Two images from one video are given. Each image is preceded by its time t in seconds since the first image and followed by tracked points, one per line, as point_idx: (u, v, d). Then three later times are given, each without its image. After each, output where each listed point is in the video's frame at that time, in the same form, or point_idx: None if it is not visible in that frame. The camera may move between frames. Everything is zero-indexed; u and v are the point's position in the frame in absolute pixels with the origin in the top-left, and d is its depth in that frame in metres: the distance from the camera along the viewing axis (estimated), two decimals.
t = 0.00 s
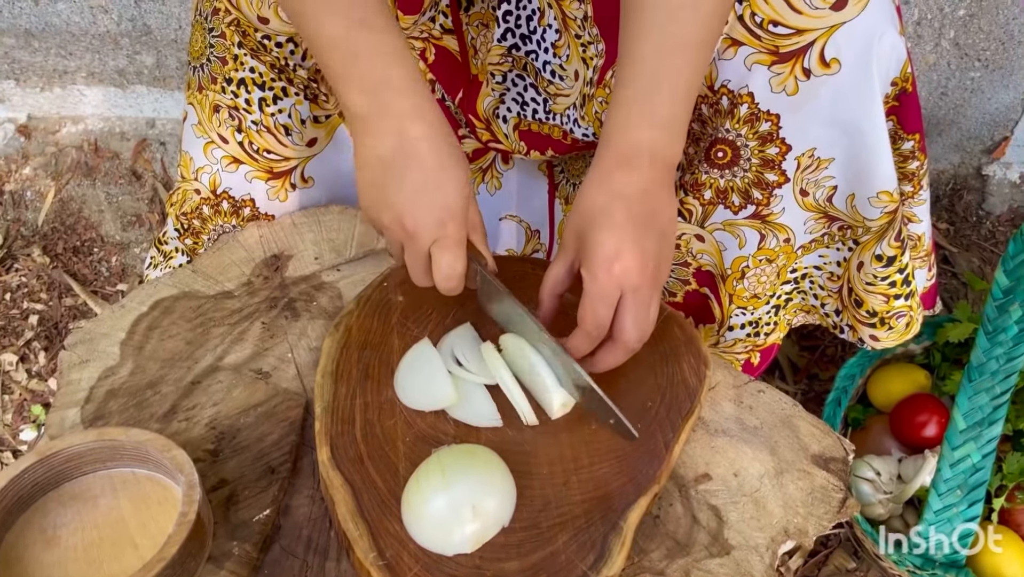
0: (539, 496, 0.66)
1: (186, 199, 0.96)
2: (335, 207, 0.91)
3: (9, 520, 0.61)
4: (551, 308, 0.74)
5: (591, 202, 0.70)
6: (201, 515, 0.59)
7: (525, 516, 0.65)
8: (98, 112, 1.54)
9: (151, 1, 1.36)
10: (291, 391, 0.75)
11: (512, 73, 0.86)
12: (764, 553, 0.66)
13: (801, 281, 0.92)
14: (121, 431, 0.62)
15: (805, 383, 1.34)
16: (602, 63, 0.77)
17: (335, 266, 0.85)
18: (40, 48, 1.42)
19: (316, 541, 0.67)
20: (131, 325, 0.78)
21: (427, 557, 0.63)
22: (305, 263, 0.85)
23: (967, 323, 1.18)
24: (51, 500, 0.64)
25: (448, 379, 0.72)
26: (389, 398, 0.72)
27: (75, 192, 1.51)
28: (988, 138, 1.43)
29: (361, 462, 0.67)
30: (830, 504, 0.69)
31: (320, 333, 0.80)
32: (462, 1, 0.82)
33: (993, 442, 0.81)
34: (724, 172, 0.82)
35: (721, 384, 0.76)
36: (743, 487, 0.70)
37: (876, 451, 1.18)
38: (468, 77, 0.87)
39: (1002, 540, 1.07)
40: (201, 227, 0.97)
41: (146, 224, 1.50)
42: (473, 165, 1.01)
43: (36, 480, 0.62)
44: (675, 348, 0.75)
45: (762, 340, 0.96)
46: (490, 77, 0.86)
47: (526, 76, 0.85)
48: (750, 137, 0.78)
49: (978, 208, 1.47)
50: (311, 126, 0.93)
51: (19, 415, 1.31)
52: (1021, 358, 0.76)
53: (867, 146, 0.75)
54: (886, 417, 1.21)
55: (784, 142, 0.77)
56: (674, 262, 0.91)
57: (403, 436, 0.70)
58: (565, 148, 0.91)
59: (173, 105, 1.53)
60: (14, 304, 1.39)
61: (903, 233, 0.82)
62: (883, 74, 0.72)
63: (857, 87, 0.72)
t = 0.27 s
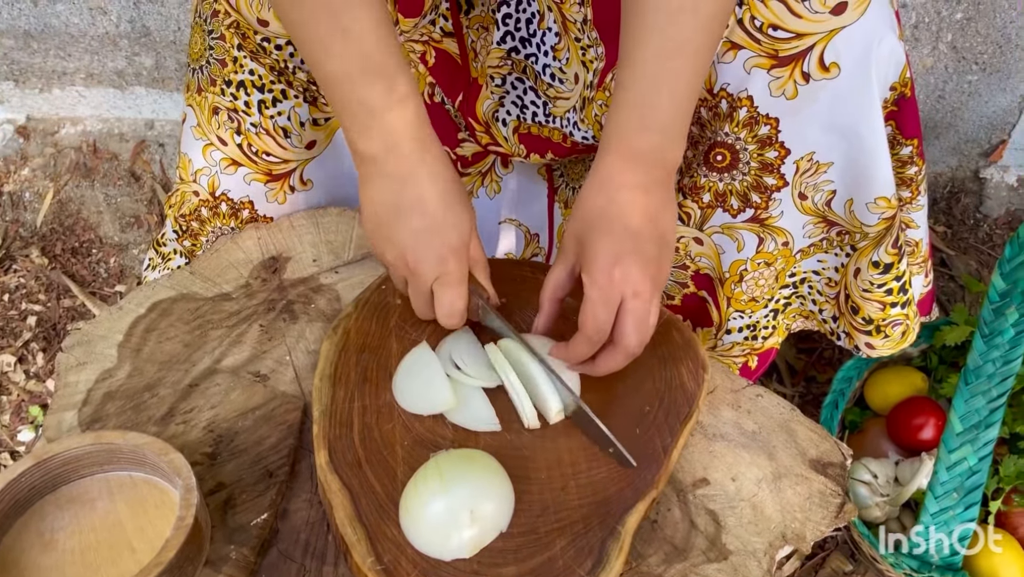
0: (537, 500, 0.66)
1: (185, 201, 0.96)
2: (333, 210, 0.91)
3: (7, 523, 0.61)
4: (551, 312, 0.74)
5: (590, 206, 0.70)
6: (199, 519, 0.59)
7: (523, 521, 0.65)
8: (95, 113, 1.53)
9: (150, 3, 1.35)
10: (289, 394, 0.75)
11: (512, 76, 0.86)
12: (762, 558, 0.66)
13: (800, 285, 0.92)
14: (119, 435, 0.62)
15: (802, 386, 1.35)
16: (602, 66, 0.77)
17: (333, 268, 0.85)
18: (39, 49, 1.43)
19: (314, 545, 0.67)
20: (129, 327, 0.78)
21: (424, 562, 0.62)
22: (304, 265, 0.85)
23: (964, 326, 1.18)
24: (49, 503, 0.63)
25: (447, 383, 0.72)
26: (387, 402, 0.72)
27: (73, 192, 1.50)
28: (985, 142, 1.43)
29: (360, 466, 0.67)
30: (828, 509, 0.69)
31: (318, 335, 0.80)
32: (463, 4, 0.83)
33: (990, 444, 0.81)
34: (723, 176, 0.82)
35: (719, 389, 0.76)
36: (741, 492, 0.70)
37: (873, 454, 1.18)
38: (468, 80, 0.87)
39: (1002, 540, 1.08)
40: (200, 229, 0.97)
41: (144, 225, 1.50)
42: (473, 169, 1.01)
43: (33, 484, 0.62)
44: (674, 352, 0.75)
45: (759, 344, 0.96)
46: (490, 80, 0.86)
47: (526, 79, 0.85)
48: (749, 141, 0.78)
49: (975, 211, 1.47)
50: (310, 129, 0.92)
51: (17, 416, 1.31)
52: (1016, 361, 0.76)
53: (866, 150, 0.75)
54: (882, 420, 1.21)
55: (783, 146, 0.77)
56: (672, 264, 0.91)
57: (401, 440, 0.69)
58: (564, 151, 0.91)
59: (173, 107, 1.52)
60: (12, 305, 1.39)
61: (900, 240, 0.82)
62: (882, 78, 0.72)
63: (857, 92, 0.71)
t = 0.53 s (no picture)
0: (535, 498, 0.67)
1: (184, 200, 0.96)
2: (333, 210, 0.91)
3: (5, 520, 0.61)
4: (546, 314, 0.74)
5: (587, 205, 0.70)
6: (197, 515, 0.59)
7: (521, 518, 0.65)
8: (95, 114, 1.54)
9: (150, 4, 1.35)
10: (288, 393, 0.75)
11: (507, 75, 0.86)
12: (759, 556, 0.66)
13: (795, 285, 0.92)
14: (117, 432, 0.62)
15: (802, 387, 1.35)
16: (594, 66, 0.77)
17: (332, 268, 0.86)
18: (39, 50, 1.43)
19: (312, 543, 0.67)
20: (128, 326, 0.78)
21: (422, 558, 0.63)
22: (302, 265, 0.86)
23: (963, 327, 1.18)
24: (48, 500, 0.64)
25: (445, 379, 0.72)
26: (385, 400, 0.72)
27: (74, 193, 1.51)
28: (984, 143, 1.43)
29: (358, 463, 0.67)
30: (825, 507, 0.69)
31: (317, 335, 0.80)
32: (458, 3, 0.83)
33: (990, 445, 0.79)
34: (716, 176, 0.82)
35: (717, 388, 0.76)
36: (738, 490, 0.70)
37: (873, 455, 1.18)
38: (464, 78, 0.89)
39: (1002, 540, 1.08)
40: (199, 228, 0.97)
41: (145, 226, 1.50)
42: (468, 166, 1.01)
43: (32, 480, 0.62)
44: (671, 351, 0.76)
45: (755, 344, 0.96)
46: (485, 79, 0.87)
47: (521, 78, 0.85)
48: (741, 141, 0.78)
49: (975, 213, 1.47)
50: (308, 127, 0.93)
51: (17, 416, 1.31)
52: (1016, 362, 0.74)
53: (858, 149, 0.75)
54: (882, 421, 1.21)
55: (775, 147, 0.78)
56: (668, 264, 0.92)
57: (399, 437, 0.70)
58: (558, 151, 0.91)
59: (171, 107, 1.53)
60: (12, 305, 1.39)
61: (893, 239, 0.83)
62: (873, 77, 0.72)
63: (847, 92, 0.72)
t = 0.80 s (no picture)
0: (535, 499, 0.67)
1: (185, 201, 0.96)
2: (333, 211, 0.91)
3: (7, 520, 0.61)
4: (548, 313, 0.75)
5: (587, 207, 0.70)
6: (198, 516, 0.59)
7: (522, 519, 0.66)
8: (97, 115, 1.55)
9: (151, 6, 1.35)
10: (289, 394, 0.75)
11: (508, 78, 0.86)
12: (759, 557, 0.66)
13: (792, 286, 0.92)
14: (118, 432, 0.63)
15: (801, 388, 1.35)
16: (595, 68, 0.77)
17: (333, 269, 0.86)
18: (40, 51, 1.43)
19: (313, 544, 0.67)
20: (129, 327, 0.79)
21: (423, 559, 0.63)
22: (303, 266, 0.86)
23: (963, 329, 1.18)
24: (49, 500, 0.64)
25: (445, 381, 0.73)
26: (386, 401, 0.72)
27: (75, 195, 1.51)
28: (984, 145, 1.44)
29: (359, 464, 0.68)
30: (825, 508, 0.69)
31: (318, 336, 0.80)
32: (459, 5, 0.83)
33: (989, 447, 0.79)
34: (715, 178, 0.82)
35: (717, 389, 0.76)
36: (739, 492, 0.70)
37: (873, 456, 1.18)
38: (464, 80, 0.89)
39: (1002, 541, 1.08)
40: (199, 229, 0.97)
41: (145, 227, 1.50)
42: (468, 167, 1.02)
43: (33, 481, 0.62)
44: (671, 352, 0.76)
45: (755, 347, 0.96)
46: (486, 81, 0.87)
47: (522, 80, 0.86)
48: (740, 143, 0.78)
49: (974, 215, 1.48)
50: (309, 128, 0.93)
51: (18, 417, 1.31)
52: (1016, 363, 0.74)
53: (858, 151, 0.76)
54: (881, 422, 1.22)
55: (774, 149, 0.78)
56: (668, 266, 0.92)
57: (399, 438, 0.70)
58: (559, 152, 0.91)
59: (172, 108, 1.53)
60: (13, 306, 1.40)
61: (893, 239, 0.83)
62: (872, 79, 0.72)
63: (847, 95, 0.72)
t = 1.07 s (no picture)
0: (536, 500, 0.67)
1: (185, 202, 0.97)
2: (335, 211, 0.91)
3: (8, 520, 0.61)
4: (550, 316, 0.74)
5: (588, 208, 0.70)
6: (199, 516, 0.60)
7: (523, 519, 0.66)
8: (98, 117, 1.55)
9: (152, 7, 1.35)
10: (289, 394, 0.75)
11: (509, 79, 0.87)
12: (760, 557, 0.66)
13: (795, 286, 0.92)
14: (119, 432, 0.63)
15: (802, 389, 1.35)
16: (597, 70, 0.77)
17: (334, 270, 0.86)
18: (41, 52, 1.43)
19: (314, 544, 0.67)
20: (130, 327, 0.79)
21: (424, 559, 0.63)
22: (304, 266, 0.86)
23: (964, 330, 1.18)
24: (49, 500, 0.64)
25: (445, 381, 0.73)
26: (387, 401, 0.72)
27: (76, 196, 1.51)
28: (984, 147, 1.44)
29: (359, 464, 0.68)
30: (826, 509, 0.69)
31: (319, 336, 0.80)
32: (461, 7, 0.83)
33: (990, 448, 0.78)
34: (718, 179, 0.82)
35: (718, 390, 0.77)
36: (740, 492, 0.70)
37: (873, 457, 1.18)
38: (465, 82, 0.88)
39: (1002, 541, 1.08)
40: (200, 230, 0.98)
41: (146, 228, 1.51)
42: (472, 169, 1.02)
43: (35, 481, 0.62)
44: (672, 353, 0.76)
45: (757, 346, 0.96)
46: (487, 83, 0.87)
47: (523, 82, 0.86)
48: (743, 144, 0.78)
49: (975, 216, 1.48)
50: (310, 129, 0.93)
51: (18, 418, 1.31)
52: (1017, 364, 0.73)
53: (860, 152, 0.76)
54: (882, 424, 1.22)
55: (776, 149, 0.78)
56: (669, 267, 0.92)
57: (400, 439, 0.70)
58: (561, 154, 0.92)
59: (173, 109, 1.54)
60: (13, 307, 1.40)
61: (895, 241, 0.83)
62: (875, 80, 0.72)
63: (850, 95, 0.72)
